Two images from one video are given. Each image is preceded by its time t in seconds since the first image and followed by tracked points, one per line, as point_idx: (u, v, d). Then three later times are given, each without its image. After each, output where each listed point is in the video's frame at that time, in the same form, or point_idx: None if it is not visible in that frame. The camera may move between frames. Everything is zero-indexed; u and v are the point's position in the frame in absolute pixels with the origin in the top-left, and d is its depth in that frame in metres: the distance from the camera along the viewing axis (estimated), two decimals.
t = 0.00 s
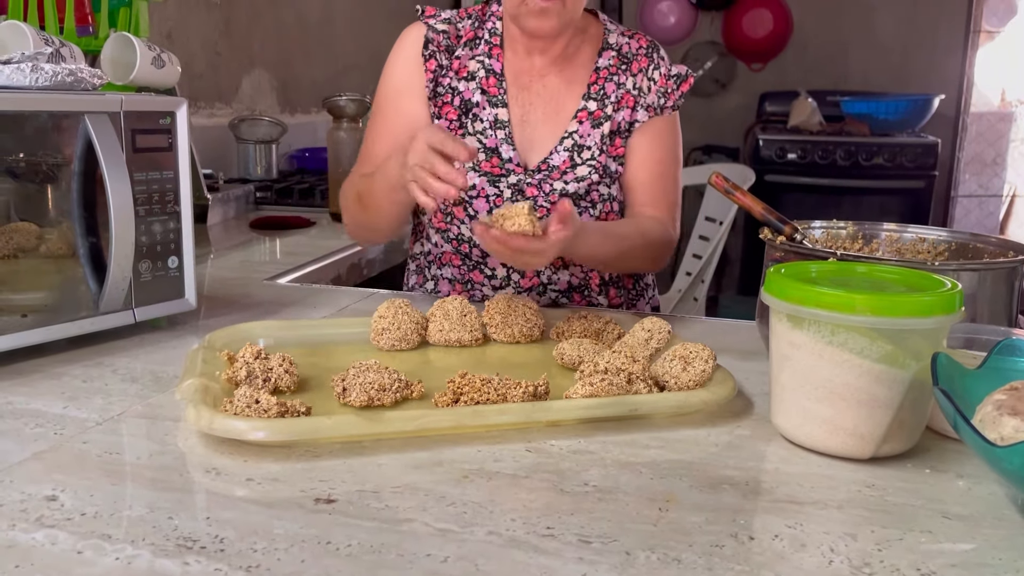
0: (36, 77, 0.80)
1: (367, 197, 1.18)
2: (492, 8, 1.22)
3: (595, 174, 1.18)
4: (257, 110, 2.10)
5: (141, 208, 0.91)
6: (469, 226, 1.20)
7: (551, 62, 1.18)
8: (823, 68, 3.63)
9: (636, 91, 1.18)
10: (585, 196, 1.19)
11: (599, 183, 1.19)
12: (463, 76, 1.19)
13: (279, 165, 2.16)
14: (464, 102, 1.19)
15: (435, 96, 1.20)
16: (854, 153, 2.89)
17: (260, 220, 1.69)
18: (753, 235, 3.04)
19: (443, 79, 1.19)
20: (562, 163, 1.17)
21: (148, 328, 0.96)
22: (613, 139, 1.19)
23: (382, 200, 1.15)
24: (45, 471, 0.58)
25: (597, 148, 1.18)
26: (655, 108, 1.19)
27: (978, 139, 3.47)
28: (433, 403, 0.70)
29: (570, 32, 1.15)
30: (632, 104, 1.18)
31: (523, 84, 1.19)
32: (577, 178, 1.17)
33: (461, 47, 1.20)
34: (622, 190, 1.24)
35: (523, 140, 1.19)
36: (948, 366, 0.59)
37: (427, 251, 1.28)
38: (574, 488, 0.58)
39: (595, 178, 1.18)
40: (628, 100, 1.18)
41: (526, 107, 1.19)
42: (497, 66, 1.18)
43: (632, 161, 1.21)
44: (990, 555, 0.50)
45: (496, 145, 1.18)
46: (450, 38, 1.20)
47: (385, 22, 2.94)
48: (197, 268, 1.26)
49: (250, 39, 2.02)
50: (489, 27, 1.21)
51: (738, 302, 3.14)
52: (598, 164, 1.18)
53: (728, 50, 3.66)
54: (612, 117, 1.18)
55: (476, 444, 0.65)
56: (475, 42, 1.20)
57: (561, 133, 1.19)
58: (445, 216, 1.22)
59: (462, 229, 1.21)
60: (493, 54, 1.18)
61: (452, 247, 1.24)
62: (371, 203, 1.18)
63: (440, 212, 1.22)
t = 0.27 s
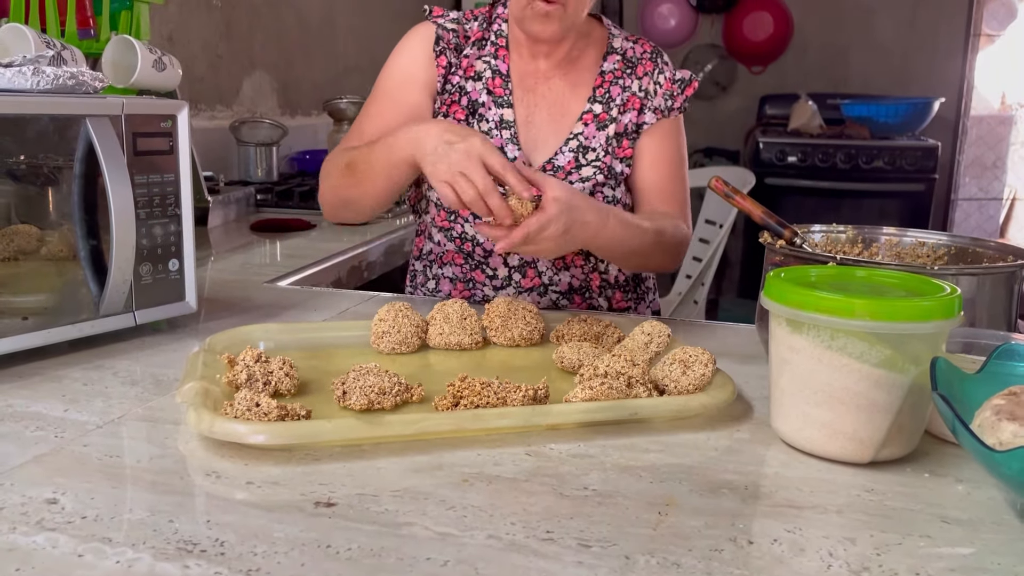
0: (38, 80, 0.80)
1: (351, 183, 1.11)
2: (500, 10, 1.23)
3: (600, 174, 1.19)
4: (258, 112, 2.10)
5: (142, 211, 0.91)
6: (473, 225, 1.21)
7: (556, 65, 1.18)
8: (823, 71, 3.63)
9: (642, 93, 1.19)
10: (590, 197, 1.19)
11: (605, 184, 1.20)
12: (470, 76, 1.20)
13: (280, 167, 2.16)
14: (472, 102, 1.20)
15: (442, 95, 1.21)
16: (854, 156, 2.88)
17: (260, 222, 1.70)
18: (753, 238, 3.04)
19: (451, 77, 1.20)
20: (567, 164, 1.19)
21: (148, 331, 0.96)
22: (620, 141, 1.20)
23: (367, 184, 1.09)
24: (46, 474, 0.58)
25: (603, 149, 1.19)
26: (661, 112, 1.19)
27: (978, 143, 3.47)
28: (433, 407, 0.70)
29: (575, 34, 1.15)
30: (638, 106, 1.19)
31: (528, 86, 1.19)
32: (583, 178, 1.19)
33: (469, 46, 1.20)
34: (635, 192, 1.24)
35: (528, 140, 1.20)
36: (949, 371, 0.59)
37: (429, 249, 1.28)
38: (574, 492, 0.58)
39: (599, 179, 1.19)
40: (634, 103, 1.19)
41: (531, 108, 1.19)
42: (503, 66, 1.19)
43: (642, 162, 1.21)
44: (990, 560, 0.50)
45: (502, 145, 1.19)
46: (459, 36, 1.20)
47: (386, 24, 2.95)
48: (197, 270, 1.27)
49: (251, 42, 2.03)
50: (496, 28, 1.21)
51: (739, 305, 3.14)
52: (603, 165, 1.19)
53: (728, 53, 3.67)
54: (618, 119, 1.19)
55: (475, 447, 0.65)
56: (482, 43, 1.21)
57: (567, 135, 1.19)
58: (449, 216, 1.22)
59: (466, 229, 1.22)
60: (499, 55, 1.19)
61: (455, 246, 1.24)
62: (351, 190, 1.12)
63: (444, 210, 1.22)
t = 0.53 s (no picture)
0: (38, 79, 0.80)
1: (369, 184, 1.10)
2: (510, 9, 1.22)
3: (611, 176, 1.20)
4: (258, 112, 2.10)
5: (142, 211, 0.91)
6: (481, 224, 1.20)
7: (567, 63, 1.18)
8: (823, 73, 3.64)
9: (653, 96, 1.19)
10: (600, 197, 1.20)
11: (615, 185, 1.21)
12: (482, 73, 1.19)
13: (280, 168, 2.16)
14: (483, 100, 1.19)
15: (454, 92, 1.20)
16: (855, 157, 2.88)
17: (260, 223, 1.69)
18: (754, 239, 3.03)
19: (463, 75, 1.19)
20: (577, 164, 1.19)
21: (148, 331, 0.96)
22: (631, 143, 1.20)
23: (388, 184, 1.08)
24: (45, 474, 0.58)
25: (613, 150, 1.20)
26: (671, 115, 1.20)
27: (979, 144, 3.47)
28: (434, 407, 0.70)
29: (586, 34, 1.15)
30: (649, 108, 1.19)
31: (538, 86, 1.19)
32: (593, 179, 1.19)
33: (481, 44, 1.19)
34: (647, 192, 1.25)
35: (539, 140, 1.20)
36: (950, 372, 0.59)
37: (431, 247, 1.28)
38: (575, 493, 0.58)
39: (610, 180, 1.20)
40: (645, 105, 1.19)
41: (541, 108, 1.20)
42: (514, 65, 1.18)
43: (654, 162, 1.22)
44: (992, 561, 0.50)
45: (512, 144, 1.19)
46: (470, 34, 1.19)
47: (386, 25, 2.95)
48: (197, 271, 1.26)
49: (252, 43, 2.03)
50: (506, 27, 1.20)
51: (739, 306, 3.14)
52: (613, 166, 1.20)
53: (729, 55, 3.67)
54: (628, 121, 1.19)
55: (476, 448, 0.65)
56: (492, 41, 1.19)
57: (577, 135, 1.20)
58: (457, 214, 1.21)
59: (475, 227, 1.21)
60: (510, 53, 1.18)
61: (462, 244, 1.23)
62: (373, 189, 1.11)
63: (452, 209, 1.21)
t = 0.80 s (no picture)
0: (39, 79, 0.80)
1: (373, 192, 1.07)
2: (517, 8, 1.22)
3: (619, 176, 1.20)
4: (259, 112, 2.09)
5: (143, 211, 0.91)
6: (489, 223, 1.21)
7: (575, 63, 1.19)
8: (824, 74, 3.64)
9: (661, 97, 1.19)
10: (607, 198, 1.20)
11: (622, 186, 1.21)
12: (490, 72, 1.18)
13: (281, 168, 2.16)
14: (491, 99, 1.19)
15: (462, 91, 1.19)
16: (855, 158, 2.88)
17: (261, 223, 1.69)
18: (755, 240, 3.03)
19: (471, 74, 1.19)
20: (586, 164, 1.19)
21: (148, 331, 0.96)
22: (639, 144, 1.20)
23: (391, 199, 1.06)
24: (45, 474, 0.58)
25: (621, 150, 1.20)
26: (677, 117, 1.20)
27: (980, 145, 3.47)
28: (435, 408, 0.70)
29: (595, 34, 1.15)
30: (656, 110, 1.19)
31: (546, 85, 1.20)
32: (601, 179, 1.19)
33: (489, 43, 1.19)
34: (651, 194, 1.25)
35: (546, 139, 1.20)
36: (951, 373, 0.59)
37: (436, 246, 1.28)
38: (576, 494, 0.57)
39: (619, 180, 1.20)
40: (652, 107, 1.19)
41: (549, 107, 1.20)
42: (523, 64, 1.18)
43: (660, 164, 1.23)
44: (994, 563, 0.50)
45: (520, 142, 1.18)
46: (478, 33, 1.19)
47: (387, 25, 2.95)
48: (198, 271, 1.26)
49: (252, 42, 2.02)
50: (514, 26, 1.21)
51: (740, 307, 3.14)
52: (621, 167, 1.20)
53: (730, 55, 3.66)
54: (636, 122, 1.19)
55: (477, 449, 0.65)
56: (501, 39, 1.20)
57: (584, 135, 1.20)
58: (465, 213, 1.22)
59: (482, 226, 1.21)
60: (518, 52, 1.18)
61: (469, 243, 1.23)
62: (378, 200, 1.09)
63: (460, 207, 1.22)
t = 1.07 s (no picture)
0: (39, 77, 0.80)
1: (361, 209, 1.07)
2: (520, 8, 1.23)
3: (620, 177, 1.19)
4: (259, 111, 2.09)
5: (144, 209, 0.90)
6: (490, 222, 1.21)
7: (578, 63, 1.19)
8: (825, 74, 3.63)
9: (663, 99, 1.19)
10: (608, 198, 1.20)
11: (623, 187, 1.21)
12: (492, 72, 1.18)
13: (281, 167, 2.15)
14: (493, 99, 1.19)
15: (463, 92, 1.19)
16: (856, 158, 2.88)
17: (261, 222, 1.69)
18: (755, 240, 3.03)
19: (473, 74, 1.18)
20: (587, 164, 1.18)
21: (149, 329, 0.96)
22: (640, 145, 1.20)
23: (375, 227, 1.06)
24: (45, 472, 0.58)
25: (623, 151, 1.19)
26: (680, 118, 1.20)
27: (980, 146, 3.47)
28: (435, 406, 0.70)
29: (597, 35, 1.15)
30: (659, 111, 1.19)
31: (548, 85, 1.20)
32: (603, 179, 1.18)
33: (491, 43, 1.19)
34: (651, 195, 1.25)
35: (547, 139, 1.20)
36: (953, 372, 0.59)
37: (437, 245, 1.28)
38: (577, 493, 0.57)
39: (620, 181, 1.19)
40: (655, 107, 1.19)
41: (551, 107, 1.20)
42: (525, 64, 1.18)
43: (660, 165, 1.22)
44: (995, 563, 0.50)
45: (522, 142, 1.18)
46: (480, 34, 1.19)
47: (388, 24, 2.94)
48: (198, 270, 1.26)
49: (253, 41, 2.02)
50: (516, 26, 1.21)
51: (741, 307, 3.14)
52: (623, 167, 1.19)
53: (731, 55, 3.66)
54: (639, 122, 1.19)
55: (478, 447, 0.65)
56: (503, 40, 1.20)
57: (587, 134, 1.19)
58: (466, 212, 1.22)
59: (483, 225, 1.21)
60: (520, 52, 1.18)
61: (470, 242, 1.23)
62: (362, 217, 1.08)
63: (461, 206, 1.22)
